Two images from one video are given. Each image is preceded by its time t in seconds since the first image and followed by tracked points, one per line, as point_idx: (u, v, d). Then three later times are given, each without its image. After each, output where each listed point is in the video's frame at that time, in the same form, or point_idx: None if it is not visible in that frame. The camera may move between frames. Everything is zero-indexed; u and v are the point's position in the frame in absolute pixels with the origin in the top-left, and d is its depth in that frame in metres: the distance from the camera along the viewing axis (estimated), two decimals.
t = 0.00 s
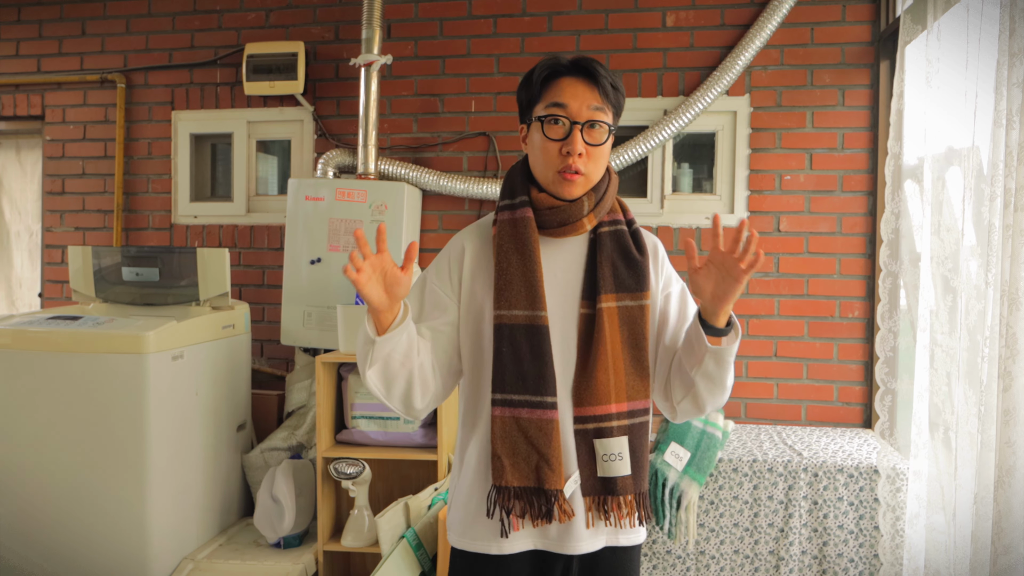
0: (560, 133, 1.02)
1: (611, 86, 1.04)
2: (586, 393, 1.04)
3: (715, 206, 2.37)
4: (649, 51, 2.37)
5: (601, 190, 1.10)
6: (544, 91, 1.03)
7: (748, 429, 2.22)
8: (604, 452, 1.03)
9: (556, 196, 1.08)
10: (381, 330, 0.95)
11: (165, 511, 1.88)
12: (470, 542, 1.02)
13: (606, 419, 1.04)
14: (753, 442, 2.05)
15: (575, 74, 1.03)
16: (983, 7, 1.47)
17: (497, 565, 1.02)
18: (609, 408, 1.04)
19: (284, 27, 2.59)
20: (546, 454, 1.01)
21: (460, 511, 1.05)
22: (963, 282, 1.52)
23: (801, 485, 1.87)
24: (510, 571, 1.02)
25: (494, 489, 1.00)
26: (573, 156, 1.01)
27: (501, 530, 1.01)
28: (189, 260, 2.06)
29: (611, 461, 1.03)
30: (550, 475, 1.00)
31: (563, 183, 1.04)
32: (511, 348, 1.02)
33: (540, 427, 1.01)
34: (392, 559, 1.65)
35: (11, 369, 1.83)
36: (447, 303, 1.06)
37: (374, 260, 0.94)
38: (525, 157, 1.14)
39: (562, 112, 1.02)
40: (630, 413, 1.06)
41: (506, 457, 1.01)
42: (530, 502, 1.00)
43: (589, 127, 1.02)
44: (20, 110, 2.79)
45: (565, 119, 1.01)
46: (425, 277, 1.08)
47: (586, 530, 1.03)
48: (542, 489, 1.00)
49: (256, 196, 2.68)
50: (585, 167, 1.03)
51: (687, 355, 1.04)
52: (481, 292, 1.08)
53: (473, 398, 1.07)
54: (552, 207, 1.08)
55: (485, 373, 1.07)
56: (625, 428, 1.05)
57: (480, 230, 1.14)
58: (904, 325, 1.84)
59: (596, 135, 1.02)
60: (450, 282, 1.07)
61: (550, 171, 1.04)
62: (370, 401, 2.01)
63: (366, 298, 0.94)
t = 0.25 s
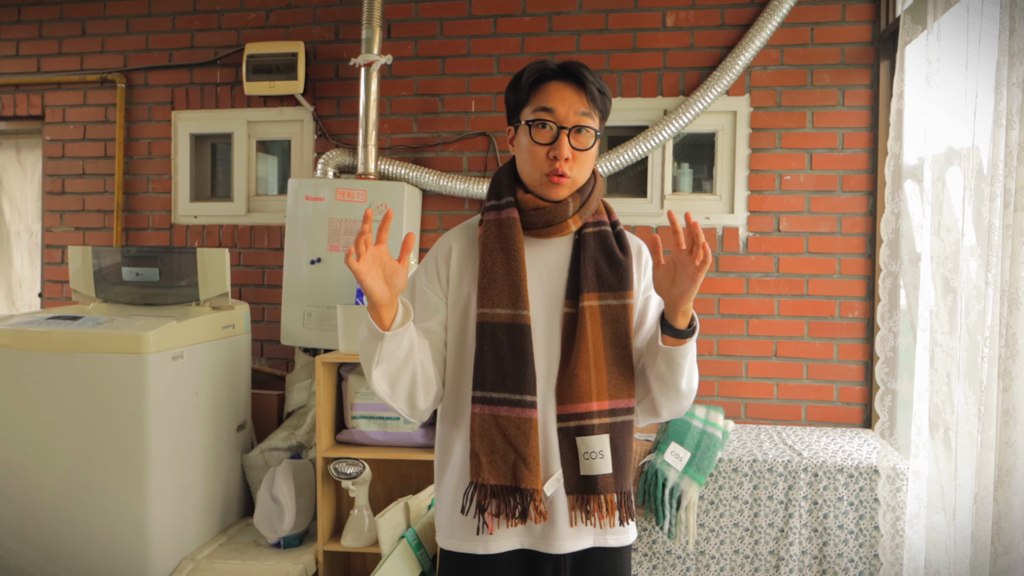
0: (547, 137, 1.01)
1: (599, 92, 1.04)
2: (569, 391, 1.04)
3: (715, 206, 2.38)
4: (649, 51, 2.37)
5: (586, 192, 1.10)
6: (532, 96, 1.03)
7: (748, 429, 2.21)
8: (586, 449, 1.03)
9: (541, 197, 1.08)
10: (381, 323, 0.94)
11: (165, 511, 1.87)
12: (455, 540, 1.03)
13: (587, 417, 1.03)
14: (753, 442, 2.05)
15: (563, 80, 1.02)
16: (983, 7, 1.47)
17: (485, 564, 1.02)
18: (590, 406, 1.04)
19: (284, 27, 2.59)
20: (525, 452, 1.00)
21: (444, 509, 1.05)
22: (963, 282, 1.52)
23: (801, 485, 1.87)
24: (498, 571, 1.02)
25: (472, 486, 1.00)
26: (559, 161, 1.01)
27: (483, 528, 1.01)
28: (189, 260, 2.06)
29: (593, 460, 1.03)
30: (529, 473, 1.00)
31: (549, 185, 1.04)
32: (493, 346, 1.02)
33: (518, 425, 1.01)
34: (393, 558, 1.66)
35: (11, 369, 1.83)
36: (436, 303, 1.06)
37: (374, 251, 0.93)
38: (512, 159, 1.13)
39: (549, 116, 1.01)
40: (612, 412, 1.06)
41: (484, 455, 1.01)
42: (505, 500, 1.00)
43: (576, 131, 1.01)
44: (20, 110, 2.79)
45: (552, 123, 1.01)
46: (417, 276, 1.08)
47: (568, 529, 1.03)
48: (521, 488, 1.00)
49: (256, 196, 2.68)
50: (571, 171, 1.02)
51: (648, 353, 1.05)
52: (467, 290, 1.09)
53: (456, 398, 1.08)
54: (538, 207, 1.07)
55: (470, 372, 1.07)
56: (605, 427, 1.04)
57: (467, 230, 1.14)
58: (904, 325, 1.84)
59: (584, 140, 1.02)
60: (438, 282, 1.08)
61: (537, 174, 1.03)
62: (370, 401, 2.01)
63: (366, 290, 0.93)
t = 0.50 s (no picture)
0: (538, 138, 1.01)
1: (589, 93, 1.03)
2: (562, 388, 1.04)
3: (716, 206, 2.38)
4: (649, 51, 2.37)
5: (577, 192, 1.10)
6: (523, 96, 1.02)
7: (748, 429, 2.21)
8: (578, 447, 1.03)
9: (533, 196, 1.08)
10: (384, 324, 0.94)
11: (165, 511, 1.87)
12: (446, 539, 1.03)
13: (579, 414, 1.03)
14: (753, 442, 2.05)
15: (554, 81, 1.01)
16: (983, 7, 1.47)
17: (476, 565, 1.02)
18: (582, 403, 1.04)
19: (284, 27, 2.59)
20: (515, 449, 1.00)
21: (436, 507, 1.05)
22: (963, 282, 1.52)
23: (801, 485, 1.87)
24: (490, 571, 1.02)
25: (462, 484, 1.00)
26: (551, 162, 1.00)
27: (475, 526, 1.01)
28: (189, 260, 2.06)
29: (584, 457, 1.03)
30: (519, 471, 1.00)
31: (540, 186, 1.04)
32: (484, 343, 1.03)
33: (510, 422, 1.01)
34: (393, 558, 1.66)
35: (11, 369, 1.83)
36: (429, 301, 1.05)
37: (376, 253, 0.92)
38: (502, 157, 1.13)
39: (540, 117, 1.00)
40: (604, 409, 1.05)
41: (475, 453, 1.01)
42: (497, 498, 1.00)
43: (567, 133, 1.00)
44: (20, 110, 2.79)
45: (543, 125, 1.00)
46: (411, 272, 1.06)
47: (560, 526, 1.03)
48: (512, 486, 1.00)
49: (256, 196, 2.68)
50: (562, 173, 1.02)
51: (642, 350, 1.06)
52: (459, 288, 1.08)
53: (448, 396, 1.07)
54: (530, 207, 1.08)
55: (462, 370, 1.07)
56: (598, 424, 1.04)
57: (459, 228, 1.13)
58: (904, 325, 1.84)
59: (575, 141, 1.01)
60: (430, 280, 1.07)
61: (529, 175, 1.03)
62: (370, 401, 2.01)
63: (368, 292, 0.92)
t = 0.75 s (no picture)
0: (536, 138, 1.00)
1: (588, 94, 1.03)
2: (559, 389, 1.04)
3: (716, 206, 2.38)
4: (649, 51, 2.37)
5: (574, 192, 1.11)
6: (522, 96, 1.02)
7: (748, 429, 2.21)
8: (575, 447, 1.03)
9: (529, 197, 1.08)
10: (383, 323, 0.94)
11: (165, 511, 1.88)
12: (442, 541, 1.02)
13: (576, 415, 1.03)
14: (753, 442, 2.05)
15: (553, 81, 1.01)
16: (983, 7, 1.47)
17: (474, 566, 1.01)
18: (579, 403, 1.04)
19: (284, 27, 2.59)
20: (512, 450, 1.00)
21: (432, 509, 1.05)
22: (963, 282, 1.52)
23: (801, 485, 1.87)
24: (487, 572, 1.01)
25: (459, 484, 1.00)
26: (549, 162, 1.00)
27: (472, 528, 1.01)
28: (189, 260, 2.06)
29: (581, 458, 1.03)
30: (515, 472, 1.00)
31: (537, 187, 1.04)
32: (481, 343, 1.02)
33: (507, 422, 1.01)
34: (393, 558, 1.67)
35: (11, 369, 1.83)
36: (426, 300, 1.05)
37: (377, 250, 0.92)
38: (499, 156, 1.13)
39: (539, 117, 1.00)
40: (601, 410, 1.06)
41: (472, 453, 1.00)
42: (493, 499, 1.00)
43: (565, 133, 1.00)
44: (20, 110, 2.79)
45: (541, 125, 1.00)
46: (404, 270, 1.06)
47: (557, 528, 1.02)
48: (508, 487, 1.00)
49: (256, 196, 2.68)
50: (560, 173, 1.02)
51: (637, 350, 1.06)
52: (455, 288, 1.08)
53: (443, 395, 1.07)
54: (526, 207, 1.08)
55: (457, 370, 1.07)
56: (595, 424, 1.05)
57: (455, 227, 1.14)
58: (904, 325, 1.84)
59: (572, 141, 1.01)
60: (425, 279, 1.06)
61: (526, 175, 1.03)
62: (370, 401, 2.01)
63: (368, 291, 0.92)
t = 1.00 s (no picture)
0: (538, 138, 1.00)
1: (591, 94, 1.03)
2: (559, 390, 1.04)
3: (716, 206, 2.37)
4: (649, 51, 2.37)
5: (575, 193, 1.11)
6: (524, 95, 1.02)
7: (748, 429, 2.21)
8: (576, 449, 1.03)
9: (530, 197, 1.08)
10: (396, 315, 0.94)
11: (165, 511, 1.87)
12: (441, 543, 1.02)
13: (577, 416, 1.04)
14: (753, 442, 2.05)
15: (556, 81, 1.01)
16: (983, 7, 1.47)
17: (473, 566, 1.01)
18: (580, 405, 1.04)
19: (284, 27, 2.59)
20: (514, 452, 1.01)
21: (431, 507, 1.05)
22: (963, 283, 1.52)
23: (802, 485, 1.87)
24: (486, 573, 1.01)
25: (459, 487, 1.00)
26: (551, 162, 1.00)
27: (472, 530, 1.01)
28: (189, 260, 2.06)
29: (581, 460, 1.03)
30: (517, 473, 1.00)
31: (539, 187, 1.04)
32: (482, 344, 1.02)
33: (507, 424, 1.01)
34: (393, 558, 1.66)
35: (11, 369, 1.83)
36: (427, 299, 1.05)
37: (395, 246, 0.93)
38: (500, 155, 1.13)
39: (541, 116, 1.00)
40: (601, 412, 1.06)
41: (472, 456, 1.00)
42: (493, 501, 1.00)
43: (568, 133, 1.00)
44: (20, 110, 2.79)
45: (544, 124, 0.99)
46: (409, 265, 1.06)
47: (557, 530, 1.02)
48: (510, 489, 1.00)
49: (256, 196, 2.68)
50: (562, 173, 1.02)
51: (636, 350, 1.06)
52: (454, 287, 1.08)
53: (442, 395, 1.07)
54: (527, 207, 1.08)
55: (456, 371, 1.07)
56: (596, 426, 1.05)
57: (455, 226, 1.13)
58: (904, 325, 1.84)
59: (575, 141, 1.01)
60: (426, 278, 1.06)
61: (528, 175, 1.03)
62: (370, 401, 2.01)
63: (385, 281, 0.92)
